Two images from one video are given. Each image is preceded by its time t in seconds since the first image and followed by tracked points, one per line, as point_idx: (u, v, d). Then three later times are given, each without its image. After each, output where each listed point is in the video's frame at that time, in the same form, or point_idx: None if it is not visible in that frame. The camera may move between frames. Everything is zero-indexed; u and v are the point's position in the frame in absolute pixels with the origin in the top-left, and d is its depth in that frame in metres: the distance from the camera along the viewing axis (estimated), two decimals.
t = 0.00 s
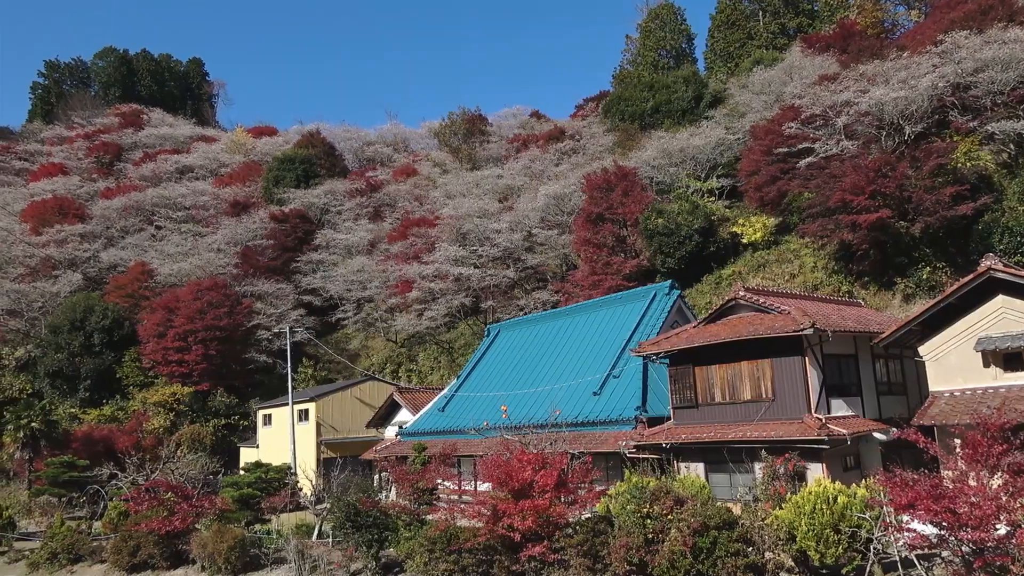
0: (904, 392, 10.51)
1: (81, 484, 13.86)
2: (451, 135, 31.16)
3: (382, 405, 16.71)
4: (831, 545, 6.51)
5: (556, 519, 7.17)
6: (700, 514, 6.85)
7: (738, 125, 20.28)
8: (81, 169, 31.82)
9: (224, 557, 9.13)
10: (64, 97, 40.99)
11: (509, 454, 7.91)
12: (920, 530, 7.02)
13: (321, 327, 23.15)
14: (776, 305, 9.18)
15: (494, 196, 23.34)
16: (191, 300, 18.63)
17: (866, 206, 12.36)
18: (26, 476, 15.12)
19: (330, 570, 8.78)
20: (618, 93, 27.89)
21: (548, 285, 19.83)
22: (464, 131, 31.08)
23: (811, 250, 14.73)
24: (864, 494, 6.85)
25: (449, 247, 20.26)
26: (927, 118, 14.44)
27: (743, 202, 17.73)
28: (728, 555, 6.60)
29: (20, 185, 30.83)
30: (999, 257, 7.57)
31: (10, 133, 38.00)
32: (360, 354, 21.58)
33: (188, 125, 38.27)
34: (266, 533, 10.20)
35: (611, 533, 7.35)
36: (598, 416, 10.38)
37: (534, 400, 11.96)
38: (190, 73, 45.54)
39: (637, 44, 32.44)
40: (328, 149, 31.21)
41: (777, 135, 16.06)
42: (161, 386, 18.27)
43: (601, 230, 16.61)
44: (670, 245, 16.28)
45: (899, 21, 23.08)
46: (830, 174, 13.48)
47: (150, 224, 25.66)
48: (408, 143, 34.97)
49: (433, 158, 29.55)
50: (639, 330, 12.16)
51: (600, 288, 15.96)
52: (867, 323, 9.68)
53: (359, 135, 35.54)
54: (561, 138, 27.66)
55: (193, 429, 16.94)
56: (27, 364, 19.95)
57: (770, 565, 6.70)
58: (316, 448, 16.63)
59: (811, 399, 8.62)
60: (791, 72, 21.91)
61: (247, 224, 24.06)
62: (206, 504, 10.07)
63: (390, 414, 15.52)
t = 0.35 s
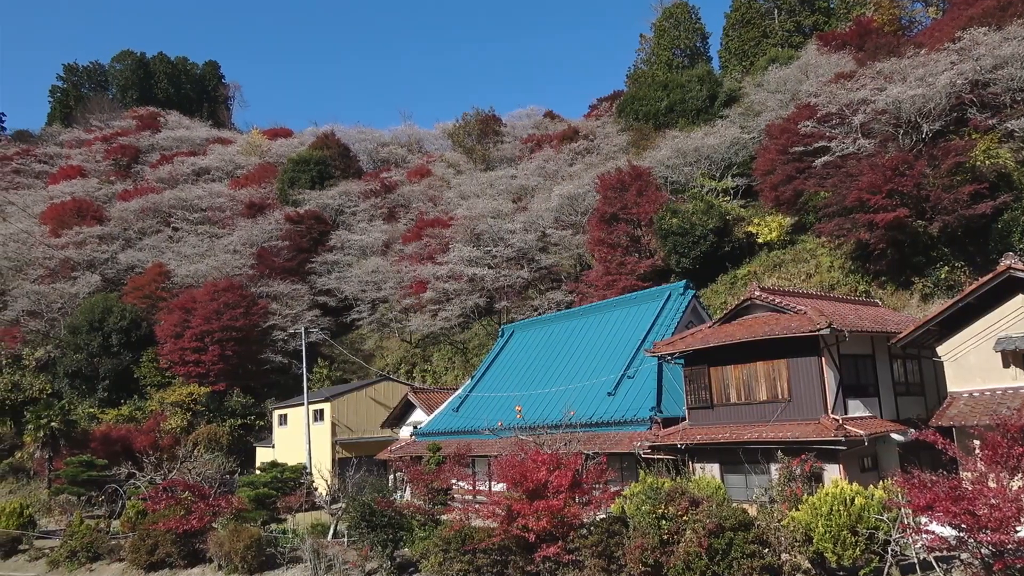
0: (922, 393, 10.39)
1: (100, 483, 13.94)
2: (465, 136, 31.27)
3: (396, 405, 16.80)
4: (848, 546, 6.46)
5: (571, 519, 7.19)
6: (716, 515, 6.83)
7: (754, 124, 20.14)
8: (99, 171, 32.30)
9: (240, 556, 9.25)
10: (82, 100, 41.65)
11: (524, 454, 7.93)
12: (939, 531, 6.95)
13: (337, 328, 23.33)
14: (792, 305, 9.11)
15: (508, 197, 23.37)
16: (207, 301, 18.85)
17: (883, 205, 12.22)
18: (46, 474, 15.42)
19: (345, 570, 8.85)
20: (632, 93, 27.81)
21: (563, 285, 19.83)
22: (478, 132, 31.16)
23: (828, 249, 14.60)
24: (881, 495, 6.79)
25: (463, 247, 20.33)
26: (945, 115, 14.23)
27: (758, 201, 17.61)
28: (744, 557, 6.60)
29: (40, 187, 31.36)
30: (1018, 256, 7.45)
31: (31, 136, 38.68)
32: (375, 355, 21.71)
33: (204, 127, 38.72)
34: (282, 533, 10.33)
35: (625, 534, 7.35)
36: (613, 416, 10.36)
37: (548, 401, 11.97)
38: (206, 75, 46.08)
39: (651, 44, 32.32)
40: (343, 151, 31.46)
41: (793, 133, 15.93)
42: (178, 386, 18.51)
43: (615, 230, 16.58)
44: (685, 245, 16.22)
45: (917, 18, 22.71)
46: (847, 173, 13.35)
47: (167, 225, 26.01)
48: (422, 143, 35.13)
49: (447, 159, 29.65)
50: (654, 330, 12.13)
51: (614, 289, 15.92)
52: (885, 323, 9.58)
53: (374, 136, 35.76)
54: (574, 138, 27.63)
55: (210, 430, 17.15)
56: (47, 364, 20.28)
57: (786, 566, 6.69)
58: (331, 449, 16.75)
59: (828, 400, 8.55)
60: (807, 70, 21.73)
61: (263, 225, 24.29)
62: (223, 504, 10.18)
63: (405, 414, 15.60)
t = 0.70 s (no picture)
0: (939, 394, 10.28)
1: (117, 482, 14.09)
2: (479, 136, 31.35)
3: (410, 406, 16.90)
4: (864, 549, 6.42)
5: (585, 520, 7.20)
6: (731, 516, 6.82)
7: (769, 123, 20.02)
8: (117, 173, 32.77)
9: (256, 555, 9.35)
10: (99, 103, 42.32)
11: (538, 454, 7.95)
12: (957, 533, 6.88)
13: (351, 328, 23.50)
14: (808, 305, 9.06)
15: (521, 197, 23.41)
16: (223, 301, 19.06)
17: (900, 204, 12.08)
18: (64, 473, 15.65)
19: (360, 570, 8.95)
20: (646, 93, 27.73)
21: (576, 285, 19.84)
22: (491, 132, 31.22)
23: (844, 249, 14.48)
24: (899, 497, 6.72)
25: (477, 247, 20.39)
26: (962, 114, 13.98)
27: (774, 200, 17.49)
28: (759, 558, 6.57)
29: (59, 189, 31.87)
30: None
31: (50, 138, 39.31)
32: (389, 355, 21.83)
33: (219, 129, 39.18)
34: (296, 532, 10.48)
35: (639, 535, 7.35)
36: (627, 416, 10.35)
37: (561, 401, 11.99)
38: (221, 77, 46.65)
39: (665, 43, 32.19)
40: (356, 152, 31.69)
41: (809, 132, 15.80)
42: (194, 386, 18.73)
43: (628, 230, 16.54)
44: (699, 245, 16.16)
45: (934, 16, 22.45)
46: (863, 171, 13.21)
47: (183, 226, 26.34)
48: (436, 144, 35.29)
49: (460, 160, 29.73)
50: (668, 330, 12.11)
51: (628, 289, 15.89)
52: (902, 323, 9.48)
53: (388, 137, 35.97)
54: (588, 138, 27.61)
55: (226, 429, 17.36)
56: (65, 363, 20.59)
57: (802, 568, 6.68)
58: (345, 449, 16.86)
59: (844, 401, 8.48)
60: (822, 68, 21.55)
61: (278, 226, 24.52)
62: (239, 503, 10.29)
63: (419, 414, 15.69)
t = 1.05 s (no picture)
0: (954, 395, 10.18)
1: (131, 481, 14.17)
2: (490, 137, 31.42)
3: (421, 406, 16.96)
4: (878, 551, 6.37)
5: (596, 521, 7.19)
6: (743, 518, 6.80)
7: (780, 123, 19.91)
8: (130, 174, 33.15)
9: (268, 554, 9.43)
10: (113, 105, 42.83)
11: (548, 455, 7.96)
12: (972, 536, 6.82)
13: (362, 328, 23.63)
14: (820, 306, 9.00)
15: (532, 198, 23.43)
16: (235, 302, 19.24)
17: (914, 204, 11.98)
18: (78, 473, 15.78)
19: (372, 570, 9.00)
20: (656, 93, 27.66)
21: (587, 285, 19.84)
22: (502, 133, 31.28)
23: (857, 249, 14.37)
24: (913, 499, 6.67)
25: (488, 248, 20.44)
26: (977, 113, 13.87)
27: (786, 201, 17.41)
28: (771, 560, 6.54)
29: (73, 190, 32.24)
30: None
31: (65, 140, 39.80)
32: (401, 355, 21.90)
33: (232, 130, 39.54)
34: (307, 532, 10.55)
35: (651, 536, 7.35)
36: (638, 418, 10.34)
37: (573, 402, 11.99)
38: (233, 79, 47.10)
39: (676, 43, 32.08)
40: (368, 153, 31.88)
41: (821, 132, 15.70)
42: (206, 386, 18.89)
43: (640, 230, 16.52)
44: (710, 246, 16.11)
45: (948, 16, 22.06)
46: (875, 171, 13.11)
47: (196, 227, 26.60)
48: (447, 145, 35.41)
49: (471, 160, 29.80)
50: (679, 331, 12.07)
51: (639, 289, 15.86)
52: (916, 324, 9.40)
53: (399, 138, 36.14)
54: (599, 138, 27.58)
55: (238, 429, 17.50)
56: (79, 363, 20.85)
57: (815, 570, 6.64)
58: (357, 449, 16.94)
59: (857, 402, 8.42)
60: (835, 67, 21.41)
61: (290, 227, 24.69)
62: (251, 502, 10.37)
63: (430, 415, 15.76)
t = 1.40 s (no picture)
0: (976, 396, 10.03)
1: (151, 480, 14.40)
2: (505, 137, 31.49)
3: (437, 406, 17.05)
4: (898, 553, 6.37)
5: (612, 522, 7.21)
6: (762, 519, 6.77)
7: (799, 122, 19.73)
8: (150, 176, 33.69)
9: (286, 554, 9.56)
10: (133, 108, 43.57)
11: (565, 455, 7.97)
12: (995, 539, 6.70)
13: (380, 328, 23.81)
14: (840, 306, 8.93)
15: (548, 198, 23.46)
16: (254, 302, 19.49)
17: (934, 203, 11.82)
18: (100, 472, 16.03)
19: (389, 569, 9.08)
20: (673, 93, 27.53)
21: (604, 286, 19.84)
22: (518, 133, 31.34)
23: (876, 249, 14.20)
24: (933, 501, 6.62)
25: (504, 248, 20.48)
26: (999, 110, 13.66)
27: (804, 200, 17.26)
28: (790, 562, 6.48)
29: (95, 192, 32.86)
30: None
31: (86, 143, 40.58)
32: (418, 355, 22.03)
33: (250, 132, 40.04)
34: (325, 531, 10.66)
35: (669, 537, 7.40)
36: (655, 419, 10.32)
37: (589, 402, 12.00)
38: (252, 82, 47.69)
39: (692, 42, 31.90)
40: (384, 154, 32.15)
41: (840, 131, 15.52)
42: (225, 386, 19.13)
43: (656, 230, 16.47)
44: (728, 246, 16.03)
45: (968, 11, 21.83)
46: (895, 170, 12.94)
47: (215, 229, 26.97)
48: (463, 146, 35.56)
49: (487, 161, 29.88)
50: (696, 331, 12.03)
51: (656, 289, 15.80)
52: (937, 324, 9.28)
53: (415, 139, 36.35)
54: (615, 138, 27.51)
55: (257, 429, 17.73)
56: (100, 363, 21.23)
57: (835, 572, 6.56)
58: (374, 449, 17.08)
59: (877, 403, 8.34)
60: (854, 65, 21.18)
61: (307, 229, 24.95)
62: (270, 501, 10.52)
63: (446, 415, 15.85)
